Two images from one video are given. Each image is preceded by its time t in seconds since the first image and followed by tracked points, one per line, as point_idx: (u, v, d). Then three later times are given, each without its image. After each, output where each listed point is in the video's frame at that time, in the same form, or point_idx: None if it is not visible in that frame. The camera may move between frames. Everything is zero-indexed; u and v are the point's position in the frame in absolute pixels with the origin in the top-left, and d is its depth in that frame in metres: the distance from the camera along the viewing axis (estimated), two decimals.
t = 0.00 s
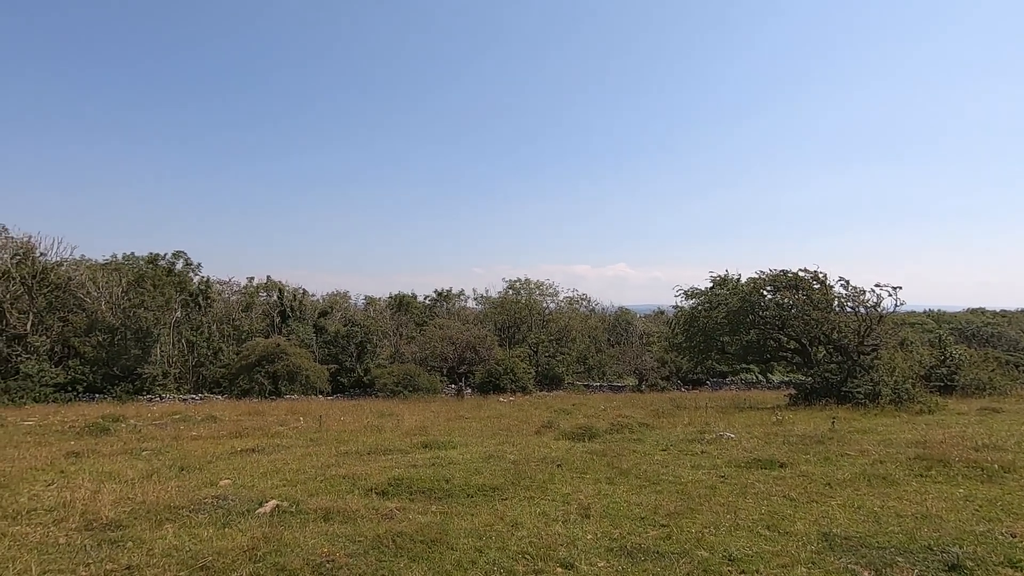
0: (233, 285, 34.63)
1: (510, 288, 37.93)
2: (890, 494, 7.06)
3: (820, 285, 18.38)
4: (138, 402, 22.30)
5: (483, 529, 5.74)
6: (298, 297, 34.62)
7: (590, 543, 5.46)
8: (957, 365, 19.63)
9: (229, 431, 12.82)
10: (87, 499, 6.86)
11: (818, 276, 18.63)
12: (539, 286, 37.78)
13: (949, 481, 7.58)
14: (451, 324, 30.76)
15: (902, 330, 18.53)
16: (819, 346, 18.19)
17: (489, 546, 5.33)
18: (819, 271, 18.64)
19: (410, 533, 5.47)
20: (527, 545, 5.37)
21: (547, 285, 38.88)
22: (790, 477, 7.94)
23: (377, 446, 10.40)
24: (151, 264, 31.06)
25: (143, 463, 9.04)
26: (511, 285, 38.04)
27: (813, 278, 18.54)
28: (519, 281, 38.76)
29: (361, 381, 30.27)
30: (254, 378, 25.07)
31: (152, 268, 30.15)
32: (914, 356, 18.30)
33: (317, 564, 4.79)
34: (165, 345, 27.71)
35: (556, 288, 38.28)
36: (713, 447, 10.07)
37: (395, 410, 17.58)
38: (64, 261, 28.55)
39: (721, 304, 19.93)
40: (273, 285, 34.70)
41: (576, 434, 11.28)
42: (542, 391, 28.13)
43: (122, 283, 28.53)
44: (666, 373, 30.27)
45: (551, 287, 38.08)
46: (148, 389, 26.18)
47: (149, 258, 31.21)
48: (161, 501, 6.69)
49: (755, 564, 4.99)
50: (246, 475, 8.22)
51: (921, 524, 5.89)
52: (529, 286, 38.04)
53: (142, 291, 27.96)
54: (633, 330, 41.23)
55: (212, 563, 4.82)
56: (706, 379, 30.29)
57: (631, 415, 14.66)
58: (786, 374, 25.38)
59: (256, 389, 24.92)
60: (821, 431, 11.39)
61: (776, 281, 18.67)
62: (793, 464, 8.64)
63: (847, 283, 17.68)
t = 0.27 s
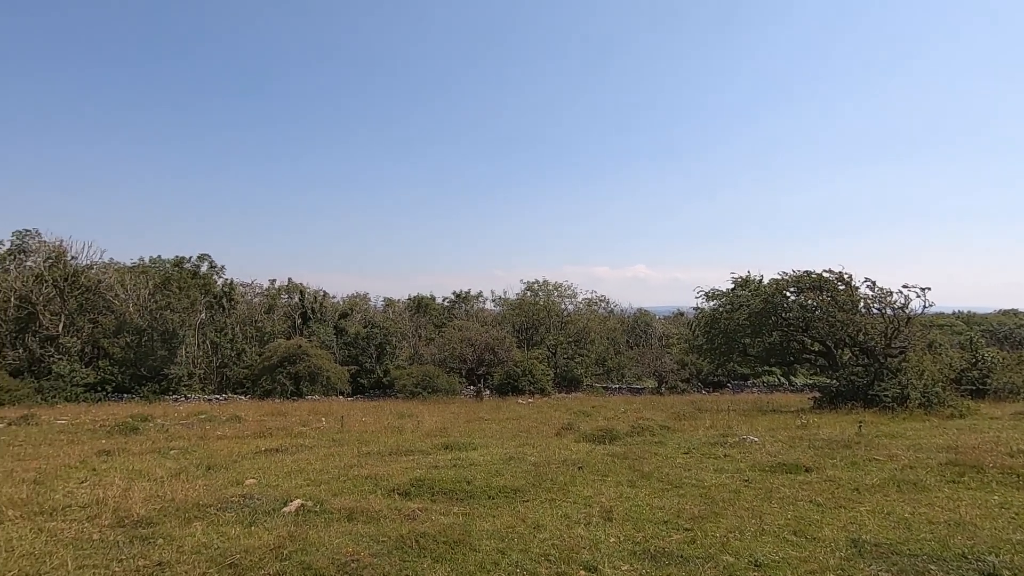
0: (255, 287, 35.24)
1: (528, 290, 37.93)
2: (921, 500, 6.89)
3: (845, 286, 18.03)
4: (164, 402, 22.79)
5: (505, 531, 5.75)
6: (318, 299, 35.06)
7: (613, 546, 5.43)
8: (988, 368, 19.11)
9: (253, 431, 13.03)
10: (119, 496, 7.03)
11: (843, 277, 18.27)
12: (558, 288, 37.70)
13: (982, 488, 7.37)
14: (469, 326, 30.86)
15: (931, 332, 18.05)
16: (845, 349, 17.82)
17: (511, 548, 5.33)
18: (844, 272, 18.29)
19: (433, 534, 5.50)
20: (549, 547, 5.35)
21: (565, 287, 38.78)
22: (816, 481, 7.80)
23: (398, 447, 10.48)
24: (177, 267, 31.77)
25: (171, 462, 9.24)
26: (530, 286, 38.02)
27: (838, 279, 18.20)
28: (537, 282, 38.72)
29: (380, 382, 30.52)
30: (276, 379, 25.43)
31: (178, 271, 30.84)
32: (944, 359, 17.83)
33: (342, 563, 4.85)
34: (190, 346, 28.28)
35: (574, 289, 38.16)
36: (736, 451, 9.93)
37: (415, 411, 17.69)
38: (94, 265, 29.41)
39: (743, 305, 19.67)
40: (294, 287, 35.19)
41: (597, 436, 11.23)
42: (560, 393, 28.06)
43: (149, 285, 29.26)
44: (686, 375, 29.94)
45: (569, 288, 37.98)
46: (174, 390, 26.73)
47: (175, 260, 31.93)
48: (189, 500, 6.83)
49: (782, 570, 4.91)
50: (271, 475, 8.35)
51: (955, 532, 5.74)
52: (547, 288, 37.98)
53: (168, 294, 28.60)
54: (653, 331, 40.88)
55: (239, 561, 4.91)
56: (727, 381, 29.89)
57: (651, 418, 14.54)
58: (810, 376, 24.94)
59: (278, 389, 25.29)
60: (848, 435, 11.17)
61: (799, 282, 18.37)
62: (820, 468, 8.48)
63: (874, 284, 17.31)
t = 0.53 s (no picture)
0: (284, 289, 35.95)
1: (552, 291, 37.87)
2: (962, 507, 6.66)
3: (878, 286, 17.52)
4: (197, 402, 23.38)
5: (532, 533, 5.74)
6: (344, 301, 35.60)
7: (642, 550, 5.38)
8: None
9: (283, 430, 13.28)
10: (156, 493, 7.24)
11: (876, 276, 17.77)
12: (581, 289, 37.54)
13: None
14: (493, 327, 30.95)
15: (971, 333, 17.36)
16: (879, 350, 17.28)
17: (539, 549, 5.33)
18: (877, 272, 17.78)
19: (460, 535, 5.53)
20: (577, 550, 5.33)
21: (589, 288, 38.60)
22: (850, 487, 7.60)
23: (425, 447, 10.56)
24: (208, 270, 32.64)
25: (204, 460, 9.48)
26: (553, 288, 37.96)
27: (871, 279, 17.70)
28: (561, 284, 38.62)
29: (405, 383, 30.78)
30: (304, 379, 25.86)
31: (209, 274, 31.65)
32: (984, 361, 17.15)
33: (372, 562, 4.90)
34: (221, 347, 28.97)
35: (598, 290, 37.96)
36: (766, 455, 9.74)
37: (441, 412, 17.81)
38: (130, 268, 30.42)
39: (771, 306, 19.34)
40: (321, 289, 35.77)
41: (623, 438, 11.15)
42: (584, 395, 27.92)
43: (182, 288, 30.12)
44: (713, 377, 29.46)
45: (593, 289, 37.79)
46: (206, 390, 27.41)
47: (207, 263, 32.80)
48: (223, 497, 7.00)
49: None
50: (301, 474, 8.50)
51: (1000, 541, 5.53)
52: (571, 289, 37.85)
53: (200, 296, 29.39)
54: (678, 333, 40.41)
55: (272, 558, 5.01)
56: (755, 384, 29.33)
57: (678, 420, 14.37)
58: (842, 378, 24.34)
59: (306, 390, 25.71)
60: (883, 440, 10.86)
61: (830, 282, 17.94)
62: (854, 473, 8.26)
63: (909, 284, 16.79)
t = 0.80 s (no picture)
0: (314, 291, 36.66)
1: (579, 291, 37.70)
2: (1013, 514, 6.37)
3: (919, 283, 16.91)
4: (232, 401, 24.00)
5: (563, 533, 5.73)
6: (373, 302, 36.12)
7: (675, 552, 5.31)
8: None
9: (315, 429, 13.54)
10: (196, 489, 7.47)
11: (917, 274, 17.17)
12: (608, 289, 37.27)
13: None
14: (520, 327, 30.97)
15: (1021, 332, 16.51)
16: (920, 351, 16.62)
17: (571, 550, 5.31)
18: (917, 269, 17.16)
19: (492, 534, 5.54)
20: (609, 552, 5.29)
21: (616, 288, 38.30)
22: (892, 492, 7.36)
23: (454, 447, 10.63)
24: (242, 272, 33.53)
25: (241, 457, 9.74)
26: (580, 287, 37.80)
27: (911, 277, 17.12)
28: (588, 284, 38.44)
29: (433, 383, 31.02)
30: (335, 379, 26.30)
31: (243, 276, 32.50)
32: None
33: (405, 560, 4.96)
34: (254, 348, 29.69)
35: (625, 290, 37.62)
36: (802, 457, 9.51)
37: (469, 412, 17.89)
38: (168, 271, 31.47)
39: (806, 305, 19.11)
40: (350, 290, 36.34)
41: (653, 440, 11.03)
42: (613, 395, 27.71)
43: (218, 290, 31.01)
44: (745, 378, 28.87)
45: (620, 289, 37.47)
46: (241, 389, 28.14)
47: (241, 266, 33.69)
48: (260, 494, 7.17)
49: None
50: (334, 472, 8.65)
51: None
52: (598, 289, 37.62)
53: (235, 298, 30.20)
54: (708, 333, 39.76)
55: (308, 554, 5.11)
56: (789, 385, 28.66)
57: (709, 422, 14.13)
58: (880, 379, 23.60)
59: (337, 390, 26.13)
60: (925, 443, 10.48)
61: (867, 280, 17.44)
62: (895, 478, 8.00)
63: (952, 281, 16.19)
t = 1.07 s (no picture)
0: (343, 292, 37.28)
1: (605, 290, 37.45)
2: None
3: (961, 279, 16.34)
4: (265, 400, 24.56)
5: (594, 534, 5.70)
6: (400, 302, 36.54)
7: (708, 554, 5.23)
8: None
9: (345, 428, 13.76)
10: (233, 486, 7.68)
11: (958, 269, 16.58)
12: (635, 288, 36.91)
13: None
14: (546, 327, 30.92)
15: None
16: (962, 349, 16.06)
17: (602, 551, 5.28)
18: (959, 265, 16.56)
19: (522, 534, 5.55)
20: (641, 553, 5.25)
21: (643, 287, 37.90)
22: (935, 495, 7.10)
23: (482, 446, 10.68)
24: (274, 274, 34.32)
25: (275, 456, 9.97)
26: (606, 286, 37.57)
27: (952, 273, 16.55)
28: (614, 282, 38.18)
29: (460, 382, 31.18)
30: (364, 379, 26.64)
31: (274, 278, 33.26)
32: None
33: (437, 558, 5.00)
34: (285, 348, 30.34)
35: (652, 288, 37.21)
36: (839, 459, 9.26)
37: (496, 412, 17.94)
38: (203, 273, 32.41)
39: (841, 303, 18.67)
40: (378, 291, 36.80)
41: (682, 440, 10.89)
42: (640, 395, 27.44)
43: (250, 291, 31.81)
44: (777, 378, 28.25)
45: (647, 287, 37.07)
46: (274, 388, 28.76)
47: (272, 268, 34.50)
48: (294, 491, 7.33)
49: None
50: (365, 470, 8.78)
51: None
52: (624, 288, 37.31)
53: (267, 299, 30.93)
54: (737, 332, 39.07)
55: (342, 551, 5.20)
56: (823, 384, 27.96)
57: (740, 422, 13.87)
58: (919, 378, 22.83)
59: (366, 389, 26.47)
60: (969, 445, 10.09)
61: (906, 277, 16.91)
62: (938, 481, 7.72)
63: (996, 277, 15.57)
